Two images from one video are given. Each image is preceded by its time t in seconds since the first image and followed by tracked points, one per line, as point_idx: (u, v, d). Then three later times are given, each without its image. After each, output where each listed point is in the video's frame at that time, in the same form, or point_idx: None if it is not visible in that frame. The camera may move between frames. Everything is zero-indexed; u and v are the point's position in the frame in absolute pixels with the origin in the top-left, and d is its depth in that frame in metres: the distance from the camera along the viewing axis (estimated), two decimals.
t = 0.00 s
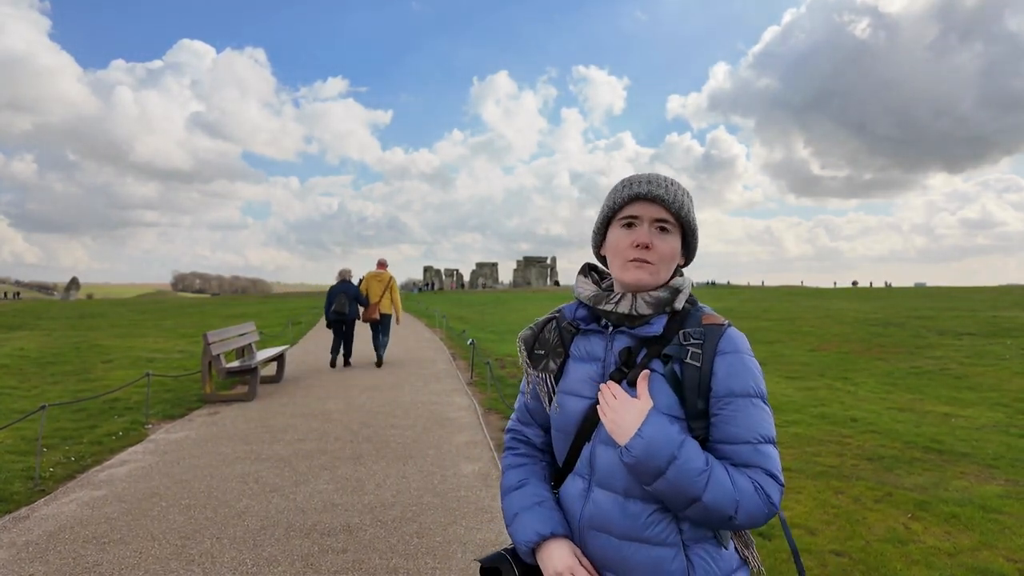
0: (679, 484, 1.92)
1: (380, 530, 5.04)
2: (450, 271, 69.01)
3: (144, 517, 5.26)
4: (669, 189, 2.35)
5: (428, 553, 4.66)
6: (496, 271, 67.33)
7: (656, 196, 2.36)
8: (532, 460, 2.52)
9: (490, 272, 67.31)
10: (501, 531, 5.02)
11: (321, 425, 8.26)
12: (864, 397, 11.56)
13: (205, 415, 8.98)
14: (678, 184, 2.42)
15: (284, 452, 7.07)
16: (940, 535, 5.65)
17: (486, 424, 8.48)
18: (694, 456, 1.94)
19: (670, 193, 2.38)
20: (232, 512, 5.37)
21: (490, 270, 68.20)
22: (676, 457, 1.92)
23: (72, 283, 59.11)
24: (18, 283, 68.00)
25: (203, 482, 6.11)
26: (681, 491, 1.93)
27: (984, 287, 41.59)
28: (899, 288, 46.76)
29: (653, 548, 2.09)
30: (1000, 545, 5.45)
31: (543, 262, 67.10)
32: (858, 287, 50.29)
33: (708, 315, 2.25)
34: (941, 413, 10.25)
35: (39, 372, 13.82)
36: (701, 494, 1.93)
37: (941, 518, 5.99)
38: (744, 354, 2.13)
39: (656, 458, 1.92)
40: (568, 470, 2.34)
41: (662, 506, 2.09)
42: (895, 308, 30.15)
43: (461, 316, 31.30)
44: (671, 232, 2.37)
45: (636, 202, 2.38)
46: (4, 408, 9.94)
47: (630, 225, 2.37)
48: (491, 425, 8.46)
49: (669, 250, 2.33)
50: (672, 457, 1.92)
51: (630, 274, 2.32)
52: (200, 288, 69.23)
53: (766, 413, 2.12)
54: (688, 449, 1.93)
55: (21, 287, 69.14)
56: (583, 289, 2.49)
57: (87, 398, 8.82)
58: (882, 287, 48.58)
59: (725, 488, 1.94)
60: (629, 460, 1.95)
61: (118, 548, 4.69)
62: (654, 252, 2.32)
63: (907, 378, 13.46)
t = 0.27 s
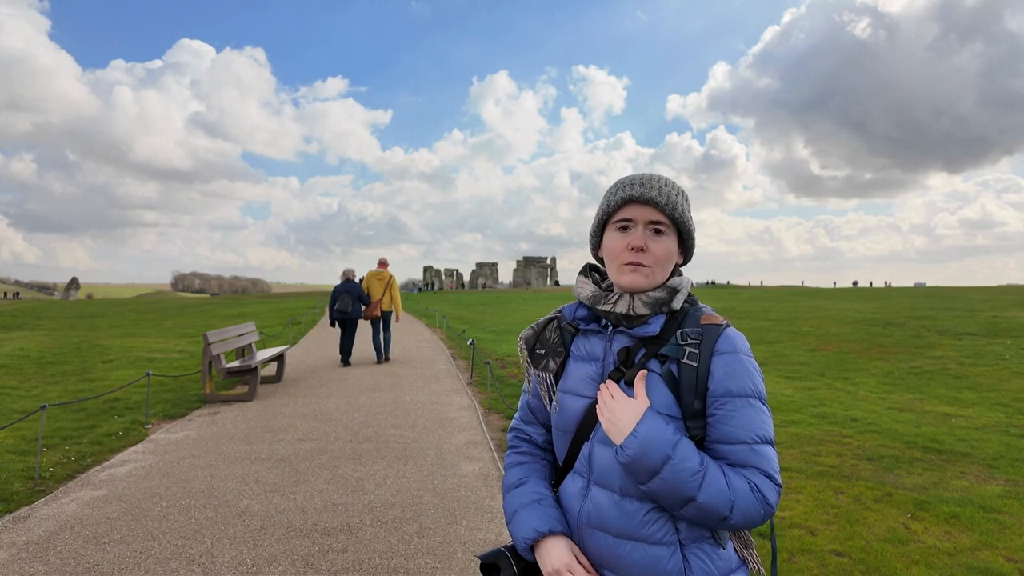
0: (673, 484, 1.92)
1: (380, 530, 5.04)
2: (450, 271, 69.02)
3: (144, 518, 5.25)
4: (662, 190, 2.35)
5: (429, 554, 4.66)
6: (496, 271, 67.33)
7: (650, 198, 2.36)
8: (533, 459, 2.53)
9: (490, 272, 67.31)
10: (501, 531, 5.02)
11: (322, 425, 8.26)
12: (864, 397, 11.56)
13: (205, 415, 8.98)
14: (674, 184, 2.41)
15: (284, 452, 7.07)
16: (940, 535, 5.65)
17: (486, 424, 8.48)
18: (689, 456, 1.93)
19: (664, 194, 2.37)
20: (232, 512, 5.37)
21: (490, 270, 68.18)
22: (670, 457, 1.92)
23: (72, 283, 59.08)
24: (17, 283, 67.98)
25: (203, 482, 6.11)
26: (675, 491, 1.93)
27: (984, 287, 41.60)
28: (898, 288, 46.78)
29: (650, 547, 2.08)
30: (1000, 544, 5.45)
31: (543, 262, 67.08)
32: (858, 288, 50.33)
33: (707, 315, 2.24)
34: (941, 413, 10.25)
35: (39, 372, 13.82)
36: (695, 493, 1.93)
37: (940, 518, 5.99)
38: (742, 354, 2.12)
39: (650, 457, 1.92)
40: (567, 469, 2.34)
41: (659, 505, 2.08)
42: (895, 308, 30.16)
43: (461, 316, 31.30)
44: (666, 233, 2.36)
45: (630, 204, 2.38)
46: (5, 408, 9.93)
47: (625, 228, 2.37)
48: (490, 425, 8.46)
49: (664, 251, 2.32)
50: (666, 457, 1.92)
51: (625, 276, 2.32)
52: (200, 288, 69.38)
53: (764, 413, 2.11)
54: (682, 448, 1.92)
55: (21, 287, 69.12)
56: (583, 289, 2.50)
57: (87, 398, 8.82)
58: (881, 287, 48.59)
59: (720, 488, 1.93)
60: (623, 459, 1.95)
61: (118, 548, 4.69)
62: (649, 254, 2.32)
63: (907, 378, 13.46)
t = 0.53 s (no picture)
0: (671, 487, 1.92)
1: (380, 530, 5.04)
2: (450, 271, 69.05)
3: (144, 518, 5.25)
4: (660, 192, 2.34)
5: (429, 554, 4.66)
6: (496, 271, 67.31)
7: (649, 200, 2.35)
8: (533, 459, 2.53)
9: (490, 272, 67.30)
10: (501, 531, 5.02)
11: (321, 425, 8.26)
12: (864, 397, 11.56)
13: (205, 415, 8.99)
14: (674, 186, 2.40)
15: (284, 452, 7.07)
16: (940, 535, 5.65)
17: (486, 423, 8.48)
18: (687, 458, 1.93)
19: (663, 196, 2.37)
20: (231, 512, 5.37)
21: (490, 270, 68.20)
22: (668, 459, 1.92)
23: (71, 283, 59.10)
24: (18, 285, 68.09)
25: (203, 482, 6.11)
26: (673, 493, 1.93)
27: (984, 287, 41.65)
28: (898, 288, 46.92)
29: (648, 548, 2.08)
30: (1000, 545, 5.45)
31: (543, 262, 67.11)
32: (858, 287, 50.37)
33: (706, 316, 2.24)
34: (941, 413, 10.26)
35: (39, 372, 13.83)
36: (693, 496, 1.93)
37: (941, 518, 5.99)
38: (743, 356, 2.11)
39: (648, 459, 1.92)
40: (567, 469, 2.34)
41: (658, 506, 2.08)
42: (895, 308, 30.18)
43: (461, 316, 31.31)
44: (664, 235, 2.35)
45: (629, 205, 2.38)
46: (5, 408, 9.94)
47: (624, 229, 2.37)
48: (491, 425, 8.46)
49: (662, 253, 2.31)
50: (664, 460, 1.92)
51: (622, 278, 2.33)
52: (199, 288, 69.39)
53: (763, 415, 2.10)
54: (680, 451, 1.92)
55: (20, 287, 69.12)
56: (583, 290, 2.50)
57: (87, 398, 8.82)
58: (881, 287, 48.67)
59: (718, 491, 1.93)
60: (622, 460, 1.95)
61: (119, 548, 4.70)
62: (646, 256, 2.31)
63: (907, 378, 13.47)
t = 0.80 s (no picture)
0: (667, 488, 1.92)
1: (381, 530, 5.04)
2: (450, 271, 69.08)
3: (145, 518, 5.25)
4: (655, 192, 2.33)
5: (430, 554, 4.66)
6: (496, 271, 67.34)
7: (644, 201, 2.35)
8: (537, 458, 2.53)
9: (490, 272, 67.33)
10: (502, 531, 5.02)
11: (322, 426, 8.27)
12: (864, 397, 11.57)
13: (205, 415, 8.99)
14: (671, 185, 2.38)
15: (284, 453, 7.08)
16: (941, 536, 5.64)
17: (486, 424, 8.49)
18: (684, 460, 1.93)
19: (659, 197, 2.36)
20: (232, 512, 5.38)
21: (491, 270, 68.21)
22: (665, 461, 1.92)
23: (72, 283, 59.14)
24: (18, 285, 68.14)
25: (204, 482, 6.11)
26: (669, 495, 1.93)
27: (984, 287, 41.70)
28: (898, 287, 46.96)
29: (645, 549, 2.08)
30: (1001, 545, 5.46)
31: (543, 262, 67.14)
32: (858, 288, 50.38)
33: (710, 318, 2.23)
34: (942, 413, 10.27)
35: (39, 372, 13.85)
36: (689, 498, 1.93)
37: (942, 519, 5.99)
38: (745, 359, 2.10)
39: (645, 460, 1.92)
40: (569, 468, 2.34)
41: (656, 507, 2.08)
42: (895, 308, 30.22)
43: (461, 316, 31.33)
44: (661, 236, 2.34)
45: (625, 208, 2.38)
46: (5, 409, 9.95)
47: (621, 232, 2.38)
48: (491, 425, 8.46)
49: (659, 254, 2.31)
50: (661, 461, 1.92)
51: (621, 281, 2.34)
52: (200, 288, 69.41)
53: (764, 419, 2.09)
54: (677, 452, 1.92)
55: (20, 287, 69.12)
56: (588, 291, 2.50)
57: (88, 398, 8.83)
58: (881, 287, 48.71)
59: (714, 493, 1.93)
60: (619, 460, 1.96)
61: (120, 548, 4.70)
62: (643, 257, 2.32)
63: (908, 378, 13.48)
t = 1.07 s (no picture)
0: (654, 490, 1.93)
1: (382, 530, 5.04)
2: (450, 271, 69.11)
3: (145, 518, 5.25)
4: (620, 186, 2.33)
5: (431, 555, 4.65)
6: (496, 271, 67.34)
7: (612, 197, 2.37)
8: (544, 456, 2.53)
9: (490, 272, 67.33)
10: (503, 531, 5.02)
11: (322, 426, 8.27)
12: (864, 397, 11.58)
13: (205, 415, 8.99)
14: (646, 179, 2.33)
15: (285, 453, 7.08)
16: (942, 536, 5.64)
17: (487, 424, 8.49)
18: (671, 463, 1.92)
19: (627, 191, 2.34)
20: (233, 512, 5.38)
21: (490, 271, 68.24)
22: (651, 463, 1.91)
23: (72, 282, 59.19)
24: (17, 285, 68.06)
25: (204, 482, 6.11)
26: (656, 497, 1.93)
27: (984, 287, 41.72)
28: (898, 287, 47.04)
29: (638, 549, 2.08)
30: (1001, 545, 5.46)
31: (543, 262, 67.18)
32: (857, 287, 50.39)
33: (709, 319, 2.20)
34: (942, 413, 10.27)
35: (39, 372, 13.86)
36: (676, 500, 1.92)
37: (942, 519, 5.99)
38: (744, 361, 2.06)
39: (630, 462, 1.93)
40: (572, 466, 2.34)
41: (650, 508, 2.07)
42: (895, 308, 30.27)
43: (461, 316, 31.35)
44: (626, 230, 2.31)
45: (600, 206, 2.43)
46: (6, 409, 9.96)
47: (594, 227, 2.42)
48: (491, 426, 8.46)
49: (619, 246, 2.29)
50: (646, 464, 1.92)
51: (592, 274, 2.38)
52: (200, 288, 69.38)
53: (764, 423, 2.04)
54: (664, 455, 1.92)
55: (20, 287, 69.15)
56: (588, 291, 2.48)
57: (88, 398, 8.84)
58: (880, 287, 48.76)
59: (702, 497, 1.91)
60: (607, 460, 1.98)
61: (121, 548, 4.69)
62: (605, 249, 2.33)
63: (907, 378, 13.49)
